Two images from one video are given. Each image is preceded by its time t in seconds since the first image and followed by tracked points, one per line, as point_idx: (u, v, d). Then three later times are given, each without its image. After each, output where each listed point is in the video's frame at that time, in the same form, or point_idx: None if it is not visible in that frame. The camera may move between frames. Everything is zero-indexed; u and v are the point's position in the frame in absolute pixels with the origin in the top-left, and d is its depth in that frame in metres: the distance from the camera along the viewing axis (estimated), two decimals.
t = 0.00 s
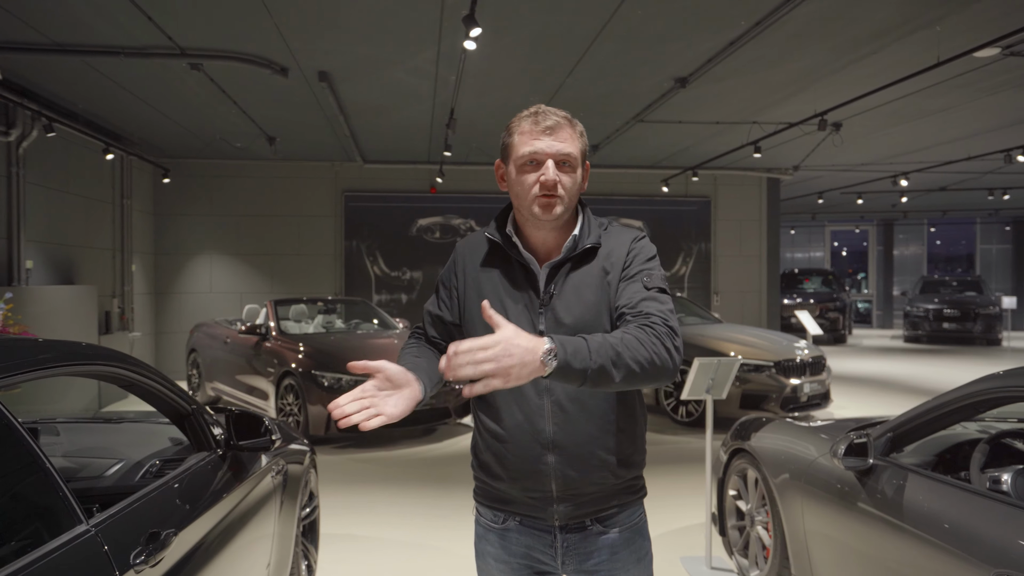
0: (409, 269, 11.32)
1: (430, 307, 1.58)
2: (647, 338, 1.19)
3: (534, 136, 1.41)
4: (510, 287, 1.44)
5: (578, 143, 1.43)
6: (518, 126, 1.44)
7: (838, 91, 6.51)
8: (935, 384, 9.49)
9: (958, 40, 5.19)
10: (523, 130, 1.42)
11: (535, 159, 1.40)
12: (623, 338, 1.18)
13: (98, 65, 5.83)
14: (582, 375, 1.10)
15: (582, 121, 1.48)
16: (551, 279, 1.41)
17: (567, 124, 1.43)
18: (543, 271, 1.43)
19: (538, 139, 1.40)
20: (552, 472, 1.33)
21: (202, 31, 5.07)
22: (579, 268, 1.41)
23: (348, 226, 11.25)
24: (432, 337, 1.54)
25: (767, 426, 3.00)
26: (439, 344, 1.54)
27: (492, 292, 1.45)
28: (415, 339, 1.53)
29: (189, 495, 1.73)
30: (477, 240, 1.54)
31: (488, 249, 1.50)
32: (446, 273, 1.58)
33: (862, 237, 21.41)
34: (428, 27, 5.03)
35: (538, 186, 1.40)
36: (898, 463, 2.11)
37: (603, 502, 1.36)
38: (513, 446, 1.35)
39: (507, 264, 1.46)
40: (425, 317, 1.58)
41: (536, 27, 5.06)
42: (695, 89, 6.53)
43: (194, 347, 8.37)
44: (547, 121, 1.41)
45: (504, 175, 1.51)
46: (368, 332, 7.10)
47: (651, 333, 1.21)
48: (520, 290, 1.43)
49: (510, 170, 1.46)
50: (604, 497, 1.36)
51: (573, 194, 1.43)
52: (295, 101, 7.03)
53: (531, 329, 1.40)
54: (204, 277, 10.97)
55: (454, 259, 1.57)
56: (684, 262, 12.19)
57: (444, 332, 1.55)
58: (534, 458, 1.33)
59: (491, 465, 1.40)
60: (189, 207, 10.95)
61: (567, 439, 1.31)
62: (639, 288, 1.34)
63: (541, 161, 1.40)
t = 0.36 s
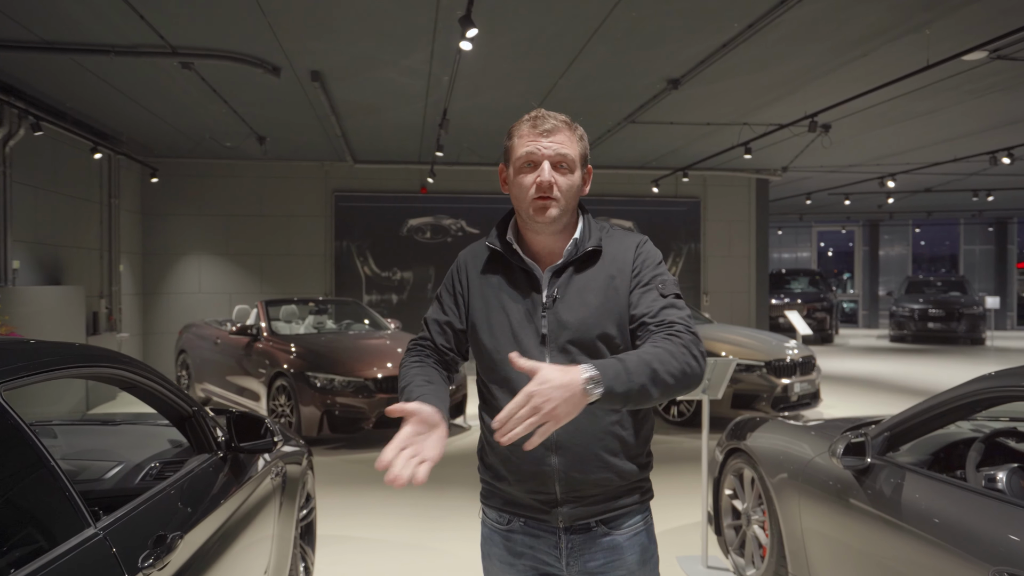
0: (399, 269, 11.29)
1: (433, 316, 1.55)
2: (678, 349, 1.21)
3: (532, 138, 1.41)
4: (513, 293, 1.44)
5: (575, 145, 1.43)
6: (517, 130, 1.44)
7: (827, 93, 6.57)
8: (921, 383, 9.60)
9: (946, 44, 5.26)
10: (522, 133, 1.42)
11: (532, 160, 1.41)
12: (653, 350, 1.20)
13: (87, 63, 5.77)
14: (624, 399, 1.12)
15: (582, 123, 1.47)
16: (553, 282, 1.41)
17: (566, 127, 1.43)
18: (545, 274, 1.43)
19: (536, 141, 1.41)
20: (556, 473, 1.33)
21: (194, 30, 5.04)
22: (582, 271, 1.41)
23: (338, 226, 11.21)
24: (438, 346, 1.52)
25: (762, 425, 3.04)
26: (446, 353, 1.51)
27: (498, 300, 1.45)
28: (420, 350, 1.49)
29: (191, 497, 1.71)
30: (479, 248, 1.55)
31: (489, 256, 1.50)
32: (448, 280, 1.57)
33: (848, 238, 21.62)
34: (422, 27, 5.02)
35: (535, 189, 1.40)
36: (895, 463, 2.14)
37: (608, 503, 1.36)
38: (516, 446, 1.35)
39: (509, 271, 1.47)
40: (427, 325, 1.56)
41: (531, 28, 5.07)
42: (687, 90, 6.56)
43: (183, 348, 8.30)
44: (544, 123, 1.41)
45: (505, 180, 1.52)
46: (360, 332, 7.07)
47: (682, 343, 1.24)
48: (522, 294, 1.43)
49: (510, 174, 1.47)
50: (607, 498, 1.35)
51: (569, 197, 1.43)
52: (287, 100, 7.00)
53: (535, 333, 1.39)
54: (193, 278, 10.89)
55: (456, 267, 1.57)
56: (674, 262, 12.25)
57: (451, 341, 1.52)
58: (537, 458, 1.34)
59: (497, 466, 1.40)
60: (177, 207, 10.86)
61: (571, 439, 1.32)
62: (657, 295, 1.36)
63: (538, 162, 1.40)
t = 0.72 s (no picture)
0: (387, 269, 11.25)
1: (464, 297, 1.37)
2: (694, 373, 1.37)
3: (520, 145, 1.42)
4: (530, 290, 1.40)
5: (562, 146, 1.43)
6: (506, 139, 1.45)
7: (815, 96, 6.64)
8: (905, 382, 9.70)
9: (931, 48, 5.34)
10: (510, 142, 1.43)
11: (521, 167, 1.41)
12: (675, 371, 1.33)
13: (73, 62, 5.70)
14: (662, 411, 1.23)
15: (570, 124, 1.48)
16: (566, 283, 1.41)
17: (552, 130, 1.43)
18: (557, 276, 1.42)
19: (527, 147, 1.41)
20: (559, 473, 1.33)
21: (183, 28, 5.00)
22: (594, 274, 1.43)
23: (326, 227, 11.15)
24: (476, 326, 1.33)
25: (754, 426, 3.07)
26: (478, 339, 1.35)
27: (518, 296, 1.39)
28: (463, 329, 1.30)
29: (188, 502, 1.70)
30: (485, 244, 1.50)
31: (498, 252, 1.46)
32: (459, 264, 1.44)
33: (832, 239, 21.84)
34: (414, 28, 5.02)
35: (524, 196, 1.41)
36: (889, 463, 2.17)
37: (609, 502, 1.37)
38: (521, 449, 1.34)
39: (520, 269, 1.43)
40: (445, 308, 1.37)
41: (522, 30, 5.08)
42: (676, 92, 6.60)
43: (170, 349, 8.21)
44: (532, 129, 1.42)
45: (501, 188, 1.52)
46: (349, 333, 7.03)
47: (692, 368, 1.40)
48: (538, 292, 1.39)
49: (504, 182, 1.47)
50: (609, 498, 1.36)
51: (562, 199, 1.43)
52: (275, 100, 6.95)
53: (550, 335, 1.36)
54: (178, 278, 10.79)
55: (464, 255, 1.47)
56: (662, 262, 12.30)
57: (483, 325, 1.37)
58: (541, 460, 1.33)
59: (498, 468, 1.38)
60: (163, 207, 10.76)
61: (574, 438, 1.32)
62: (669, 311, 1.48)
63: (526, 169, 1.41)
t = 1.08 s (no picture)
0: (370, 270, 11.19)
1: (472, 302, 1.34)
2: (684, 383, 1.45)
3: (538, 145, 1.41)
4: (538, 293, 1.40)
5: (578, 149, 1.44)
6: (521, 137, 1.44)
7: (796, 98, 6.72)
8: (883, 381, 9.85)
9: (910, 52, 5.43)
10: (526, 140, 1.43)
11: (537, 167, 1.41)
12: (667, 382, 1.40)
13: (50, 58, 5.59)
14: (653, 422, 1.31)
15: (585, 127, 1.49)
16: (571, 285, 1.43)
17: (569, 132, 1.44)
18: (562, 278, 1.44)
19: (544, 147, 1.41)
20: (574, 477, 1.32)
21: (164, 26, 4.94)
22: (596, 276, 1.46)
23: (308, 227, 11.06)
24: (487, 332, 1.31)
25: (740, 425, 3.09)
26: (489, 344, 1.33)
27: (527, 297, 1.39)
28: (477, 337, 1.28)
29: (177, 507, 1.67)
30: (489, 240, 1.48)
31: (504, 250, 1.44)
32: (462, 265, 1.41)
33: (811, 239, 22.13)
34: (400, 27, 5.00)
35: (540, 196, 1.41)
36: (875, 461, 2.20)
37: (615, 502, 1.39)
38: (534, 452, 1.31)
39: (525, 270, 1.43)
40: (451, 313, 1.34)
41: (508, 30, 5.08)
42: (660, 93, 6.64)
43: (149, 351, 8.09)
44: (551, 130, 1.42)
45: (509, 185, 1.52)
46: (332, 334, 6.97)
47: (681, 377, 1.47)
48: (544, 293, 1.40)
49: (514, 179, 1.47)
50: (615, 498, 1.38)
51: (574, 202, 1.45)
52: (257, 98, 6.88)
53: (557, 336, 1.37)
54: (157, 278, 10.64)
55: (466, 253, 1.45)
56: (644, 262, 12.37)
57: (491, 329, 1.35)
58: (553, 466, 1.31)
59: (503, 472, 1.34)
60: (141, 206, 10.60)
61: (588, 442, 1.32)
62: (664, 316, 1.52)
63: (543, 169, 1.41)
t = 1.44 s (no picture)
0: (354, 269, 11.11)
1: (461, 309, 1.36)
2: (684, 381, 1.42)
3: (528, 141, 1.40)
4: (530, 291, 1.38)
5: (570, 144, 1.43)
6: (511, 134, 1.43)
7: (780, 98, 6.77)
8: (864, 379, 9.96)
9: (893, 54, 5.50)
10: (516, 137, 1.42)
11: (528, 164, 1.40)
12: (665, 382, 1.38)
13: (27, 52, 5.48)
14: (648, 426, 1.29)
15: (575, 121, 1.48)
16: (566, 281, 1.41)
17: (560, 126, 1.43)
18: (557, 274, 1.42)
19: (534, 143, 1.40)
20: (570, 475, 1.31)
21: (145, 21, 4.86)
22: (593, 269, 1.43)
23: (291, 225, 10.95)
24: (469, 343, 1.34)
25: (729, 424, 3.10)
26: (478, 353, 1.36)
27: (519, 296, 1.37)
28: (459, 350, 1.32)
29: (164, 509, 1.64)
30: (482, 237, 1.48)
31: (497, 248, 1.44)
32: (451, 268, 1.42)
33: (792, 239, 22.35)
34: (386, 24, 4.96)
35: (532, 192, 1.40)
36: (865, 458, 2.21)
37: (612, 501, 1.37)
38: (533, 450, 1.30)
39: (517, 267, 1.41)
40: (438, 318, 1.36)
41: (495, 28, 5.06)
42: (646, 93, 6.66)
43: (129, 351, 7.96)
44: (540, 126, 1.41)
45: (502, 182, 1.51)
46: (317, 333, 6.91)
47: (683, 373, 1.43)
48: (536, 291, 1.38)
49: (505, 177, 1.46)
50: (613, 497, 1.37)
51: (568, 197, 1.43)
52: (240, 95, 6.79)
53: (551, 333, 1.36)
54: (137, 277, 10.49)
55: (456, 253, 1.45)
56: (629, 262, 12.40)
57: (479, 334, 1.37)
58: (550, 464, 1.30)
59: (500, 469, 1.33)
60: (120, 204, 10.44)
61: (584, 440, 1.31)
62: (665, 312, 1.48)
63: (534, 166, 1.40)
